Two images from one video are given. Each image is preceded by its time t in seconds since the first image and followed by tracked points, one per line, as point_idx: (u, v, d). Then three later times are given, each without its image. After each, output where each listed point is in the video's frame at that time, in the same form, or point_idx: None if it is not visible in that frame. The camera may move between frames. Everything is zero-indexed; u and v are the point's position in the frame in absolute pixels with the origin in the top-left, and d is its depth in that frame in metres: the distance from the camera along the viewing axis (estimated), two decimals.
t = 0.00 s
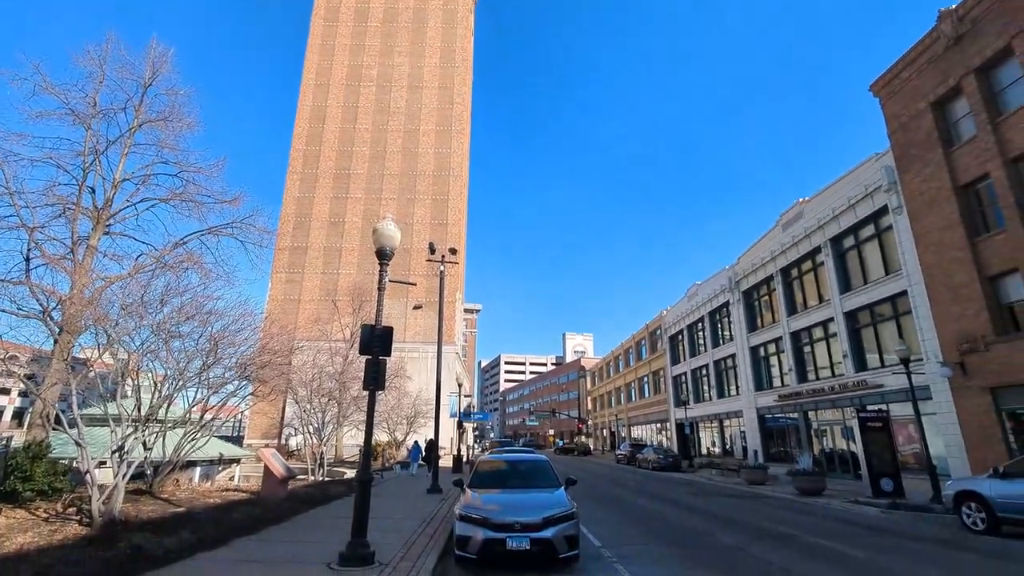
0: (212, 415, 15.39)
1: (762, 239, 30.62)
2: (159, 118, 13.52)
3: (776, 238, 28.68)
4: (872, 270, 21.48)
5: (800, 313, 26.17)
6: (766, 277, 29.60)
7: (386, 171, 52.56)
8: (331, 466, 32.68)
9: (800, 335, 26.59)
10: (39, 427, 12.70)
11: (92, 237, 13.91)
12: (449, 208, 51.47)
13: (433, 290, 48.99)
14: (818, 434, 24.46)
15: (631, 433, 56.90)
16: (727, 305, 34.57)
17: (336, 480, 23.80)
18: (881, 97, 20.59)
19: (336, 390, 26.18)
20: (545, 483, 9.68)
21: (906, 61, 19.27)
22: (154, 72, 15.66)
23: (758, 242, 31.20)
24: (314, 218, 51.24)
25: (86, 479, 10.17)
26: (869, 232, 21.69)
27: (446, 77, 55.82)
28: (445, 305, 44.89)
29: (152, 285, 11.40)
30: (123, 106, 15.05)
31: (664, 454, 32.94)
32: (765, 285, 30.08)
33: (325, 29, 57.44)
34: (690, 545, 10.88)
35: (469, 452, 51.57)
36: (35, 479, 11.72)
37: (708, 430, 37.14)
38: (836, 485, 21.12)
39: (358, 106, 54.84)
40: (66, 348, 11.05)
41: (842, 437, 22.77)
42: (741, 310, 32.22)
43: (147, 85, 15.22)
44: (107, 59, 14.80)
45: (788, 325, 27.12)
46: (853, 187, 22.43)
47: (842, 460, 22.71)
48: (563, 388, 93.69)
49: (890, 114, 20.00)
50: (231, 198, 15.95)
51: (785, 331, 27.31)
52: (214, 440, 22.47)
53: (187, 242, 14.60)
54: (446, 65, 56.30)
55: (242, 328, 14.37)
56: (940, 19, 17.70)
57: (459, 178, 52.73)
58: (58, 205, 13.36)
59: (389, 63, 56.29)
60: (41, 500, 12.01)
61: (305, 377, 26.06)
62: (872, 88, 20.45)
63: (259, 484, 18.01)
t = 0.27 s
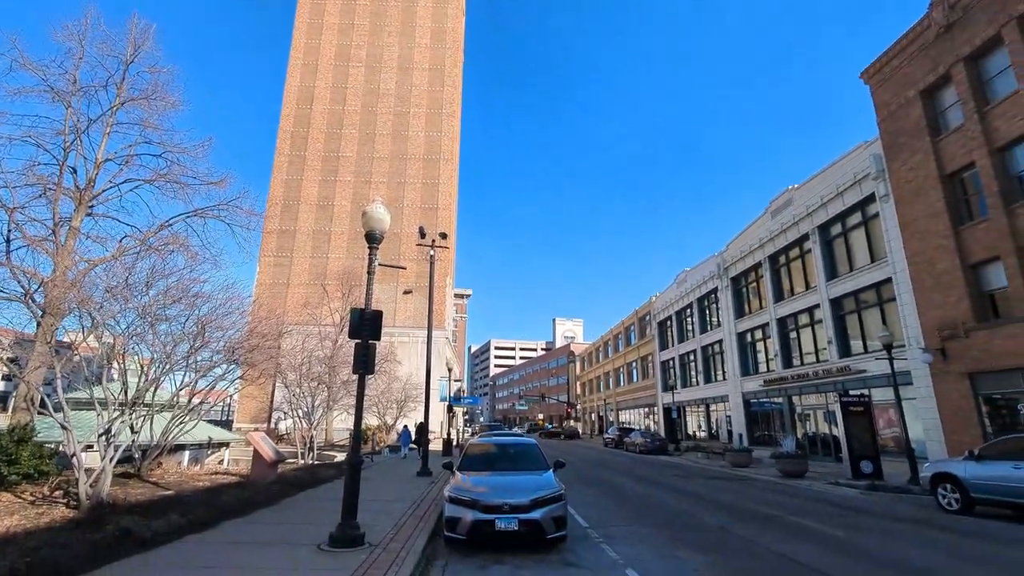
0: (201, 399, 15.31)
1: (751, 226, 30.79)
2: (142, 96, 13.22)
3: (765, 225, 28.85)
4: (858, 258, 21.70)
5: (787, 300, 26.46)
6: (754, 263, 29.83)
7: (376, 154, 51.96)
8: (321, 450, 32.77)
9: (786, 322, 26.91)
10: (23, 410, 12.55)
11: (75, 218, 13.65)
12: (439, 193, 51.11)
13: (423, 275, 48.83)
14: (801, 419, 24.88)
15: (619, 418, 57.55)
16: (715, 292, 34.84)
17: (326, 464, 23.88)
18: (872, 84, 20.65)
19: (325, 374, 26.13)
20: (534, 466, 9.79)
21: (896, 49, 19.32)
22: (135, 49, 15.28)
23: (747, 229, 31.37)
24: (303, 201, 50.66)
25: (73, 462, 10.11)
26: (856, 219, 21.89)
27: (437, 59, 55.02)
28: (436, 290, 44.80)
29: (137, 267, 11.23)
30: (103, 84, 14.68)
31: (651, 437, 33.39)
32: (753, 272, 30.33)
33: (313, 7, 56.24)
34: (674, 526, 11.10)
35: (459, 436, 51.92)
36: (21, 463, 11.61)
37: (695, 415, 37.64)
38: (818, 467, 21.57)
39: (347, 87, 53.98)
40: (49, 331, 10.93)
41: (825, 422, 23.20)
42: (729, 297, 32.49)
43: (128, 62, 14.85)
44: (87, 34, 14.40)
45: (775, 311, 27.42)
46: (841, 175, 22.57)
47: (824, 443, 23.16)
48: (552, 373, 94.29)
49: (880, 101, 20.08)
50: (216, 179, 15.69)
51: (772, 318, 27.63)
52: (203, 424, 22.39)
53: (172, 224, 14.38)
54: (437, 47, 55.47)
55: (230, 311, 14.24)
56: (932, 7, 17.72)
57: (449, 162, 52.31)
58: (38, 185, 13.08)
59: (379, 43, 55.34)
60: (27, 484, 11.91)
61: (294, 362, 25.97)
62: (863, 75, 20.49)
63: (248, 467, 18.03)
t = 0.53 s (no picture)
0: (189, 382, 15.22)
1: (740, 212, 30.94)
2: (123, 72, 12.89)
3: (754, 211, 28.99)
4: (844, 245, 21.93)
5: (774, 286, 26.72)
6: (743, 250, 30.04)
7: (364, 136, 51.28)
8: (310, 432, 32.84)
9: (772, 307, 27.21)
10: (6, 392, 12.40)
11: (55, 197, 13.39)
12: (429, 176, 50.70)
13: (413, 259, 48.61)
14: (785, 403, 25.32)
15: (607, 401, 58.16)
16: (703, 278, 35.08)
17: (315, 446, 23.94)
18: (862, 71, 20.68)
19: (314, 357, 26.03)
20: (522, 448, 9.88)
21: (888, 35, 19.33)
22: (116, 23, 14.87)
23: (736, 216, 31.52)
24: (290, 183, 50.00)
25: (58, 445, 10.04)
26: (843, 206, 22.08)
27: (427, 38, 54.13)
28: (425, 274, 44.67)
29: (120, 248, 11.06)
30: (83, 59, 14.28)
31: (638, 421, 33.81)
32: (741, 258, 30.55)
33: None
34: (659, 506, 11.30)
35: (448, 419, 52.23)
36: (5, 445, 11.51)
37: (681, 398, 38.15)
38: (800, 450, 22.02)
39: (335, 66, 53.01)
40: (30, 314, 10.50)
41: (808, 405, 23.62)
42: (717, 283, 32.75)
43: (108, 36, 14.44)
44: (64, 6, 13.97)
45: (762, 297, 27.70)
46: (830, 162, 22.69)
47: (807, 427, 23.61)
48: (541, 357, 94.86)
49: (870, 89, 20.14)
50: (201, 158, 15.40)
51: (758, 304, 27.92)
52: (190, 406, 22.29)
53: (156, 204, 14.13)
54: (427, 26, 54.52)
55: (216, 293, 14.11)
56: None
57: (439, 144, 51.80)
58: (17, 162, 12.78)
59: (368, 22, 54.27)
60: (11, 466, 11.82)
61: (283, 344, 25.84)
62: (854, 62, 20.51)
63: (237, 450, 18.02)
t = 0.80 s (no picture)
0: (173, 365, 15.07)
1: (728, 199, 31.08)
2: (100, 46, 12.50)
3: (741, 198, 29.14)
4: (829, 232, 22.17)
5: (759, 273, 26.98)
6: (729, 237, 30.24)
7: (351, 117, 50.48)
8: (297, 416, 32.80)
9: (757, 294, 27.51)
10: None
11: (32, 175, 13.07)
12: (417, 158, 50.20)
13: (401, 243, 48.29)
14: (767, 387, 25.74)
15: (593, 386, 58.71)
16: (690, 264, 35.32)
17: (302, 430, 23.91)
18: (852, 59, 20.72)
19: (301, 341, 25.87)
20: (510, 431, 9.95)
21: (877, 23, 19.35)
22: None
23: (723, 202, 31.67)
24: (276, 164, 49.22)
25: (39, 428, 9.92)
26: (829, 194, 22.27)
27: (415, 18, 53.13)
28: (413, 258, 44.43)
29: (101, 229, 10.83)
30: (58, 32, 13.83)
31: (624, 405, 34.20)
32: (728, 245, 30.77)
33: None
34: (642, 488, 11.48)
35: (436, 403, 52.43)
36: None
37: (666, 383, 38.62)
38: (781, 434, 22.46)
39: (321, 45, 51.94)
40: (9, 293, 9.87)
41: (789, 390, 24.04)
42: (704, 269, 32.99)
43: (84, 9, 13.99)
44: None
45: (747, 284, 27.99)
46: (817, 150, 22.82)
47: (788, 411, 24.06)
48: (529, 342, 95.27)
49: (858, 77, 20.22)
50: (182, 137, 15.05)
51: (744, 290, 28.21)
52: (175, 389, 22.09)
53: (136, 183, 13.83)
54: (416, 5, 53.50)
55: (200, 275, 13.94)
56: None
57: (428, 126, 51.19)
58: None
59: None
60: None
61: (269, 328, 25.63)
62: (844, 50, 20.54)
63: (223, 433, 17.95)
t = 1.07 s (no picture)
0: (148, 352, 14.79)
1: (709, 191, 31.40)
2: (69, 20, 12.03)
3: (722, 190, 29.47)
4: (806, 225, 22.58)
5: (738, 264, 27.41)
6: (710, 228, 30.60)
7: (332, 101, 49.61)
8: (276, 404, 32.53)
9: (735, 285, 27.95)
10: None
11: None
12: (400, 145, 49.62)
13: (382, 230, 47.87)
14: (743, 377, 26.26)
15: (574, 375, 59.21)
16: (671, 255, 35.69)
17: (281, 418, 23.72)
18: (832, 55, 20.98)
19: (280, 328, 25.62)
20: (490, 419, 10.02)
21: (857, 20, 19.61)
22: None
23: (704, 195, 32.00)
24: (254, 148, 48.24)
25: (6, 416, 9.70)
26: (807, 188, 22.65)
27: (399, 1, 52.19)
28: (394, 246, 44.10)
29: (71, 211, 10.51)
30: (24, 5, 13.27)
31: (603, 394, 34.60)
32: (708, 236, 31.15)
33: None
34: (620, 475, 11.67)
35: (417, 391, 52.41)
36: None
37: (645, 372, 39.13)
38: (755, 422, 23.00)
39: (301, 26, 50.80)
40: None
41: (764, 380, 24.57)
42: (684, 260, 33.38)
43: None
44: None
45: (726, 275, 28.41)
46: (797, 144, 23.16)
47: (762, 400, 24.60)
48: (511, 332, 95.54)
49: (838, 73, 20.52)
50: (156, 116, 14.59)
51: (722, 281, 28.63)
52: (150, 377, 21.71)
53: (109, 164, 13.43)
54: None
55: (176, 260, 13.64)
56: None
57: (411, 112, 50.59)
58: None
59: None
60: None
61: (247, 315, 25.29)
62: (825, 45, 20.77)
63: (200, 421, 17.73)
